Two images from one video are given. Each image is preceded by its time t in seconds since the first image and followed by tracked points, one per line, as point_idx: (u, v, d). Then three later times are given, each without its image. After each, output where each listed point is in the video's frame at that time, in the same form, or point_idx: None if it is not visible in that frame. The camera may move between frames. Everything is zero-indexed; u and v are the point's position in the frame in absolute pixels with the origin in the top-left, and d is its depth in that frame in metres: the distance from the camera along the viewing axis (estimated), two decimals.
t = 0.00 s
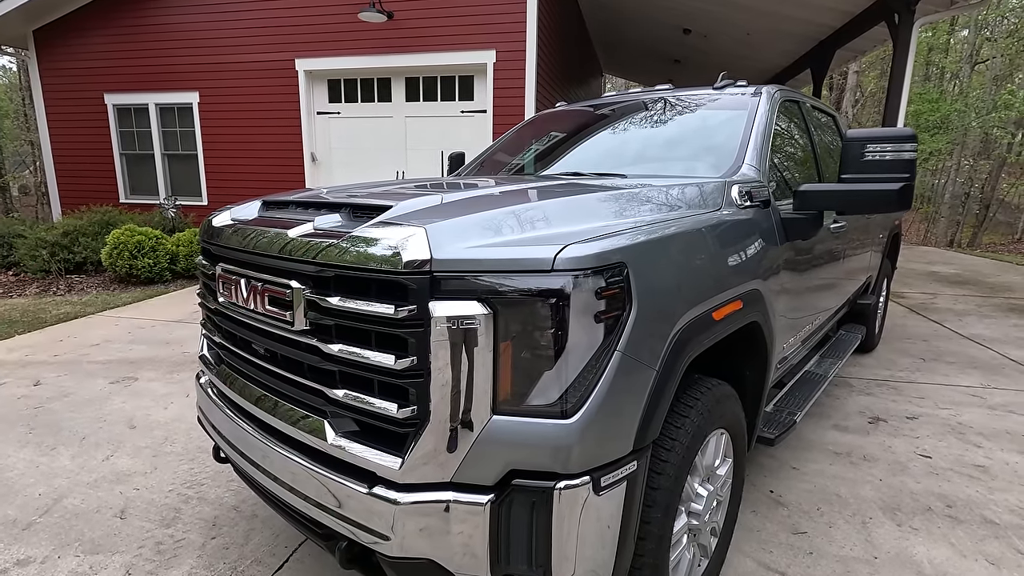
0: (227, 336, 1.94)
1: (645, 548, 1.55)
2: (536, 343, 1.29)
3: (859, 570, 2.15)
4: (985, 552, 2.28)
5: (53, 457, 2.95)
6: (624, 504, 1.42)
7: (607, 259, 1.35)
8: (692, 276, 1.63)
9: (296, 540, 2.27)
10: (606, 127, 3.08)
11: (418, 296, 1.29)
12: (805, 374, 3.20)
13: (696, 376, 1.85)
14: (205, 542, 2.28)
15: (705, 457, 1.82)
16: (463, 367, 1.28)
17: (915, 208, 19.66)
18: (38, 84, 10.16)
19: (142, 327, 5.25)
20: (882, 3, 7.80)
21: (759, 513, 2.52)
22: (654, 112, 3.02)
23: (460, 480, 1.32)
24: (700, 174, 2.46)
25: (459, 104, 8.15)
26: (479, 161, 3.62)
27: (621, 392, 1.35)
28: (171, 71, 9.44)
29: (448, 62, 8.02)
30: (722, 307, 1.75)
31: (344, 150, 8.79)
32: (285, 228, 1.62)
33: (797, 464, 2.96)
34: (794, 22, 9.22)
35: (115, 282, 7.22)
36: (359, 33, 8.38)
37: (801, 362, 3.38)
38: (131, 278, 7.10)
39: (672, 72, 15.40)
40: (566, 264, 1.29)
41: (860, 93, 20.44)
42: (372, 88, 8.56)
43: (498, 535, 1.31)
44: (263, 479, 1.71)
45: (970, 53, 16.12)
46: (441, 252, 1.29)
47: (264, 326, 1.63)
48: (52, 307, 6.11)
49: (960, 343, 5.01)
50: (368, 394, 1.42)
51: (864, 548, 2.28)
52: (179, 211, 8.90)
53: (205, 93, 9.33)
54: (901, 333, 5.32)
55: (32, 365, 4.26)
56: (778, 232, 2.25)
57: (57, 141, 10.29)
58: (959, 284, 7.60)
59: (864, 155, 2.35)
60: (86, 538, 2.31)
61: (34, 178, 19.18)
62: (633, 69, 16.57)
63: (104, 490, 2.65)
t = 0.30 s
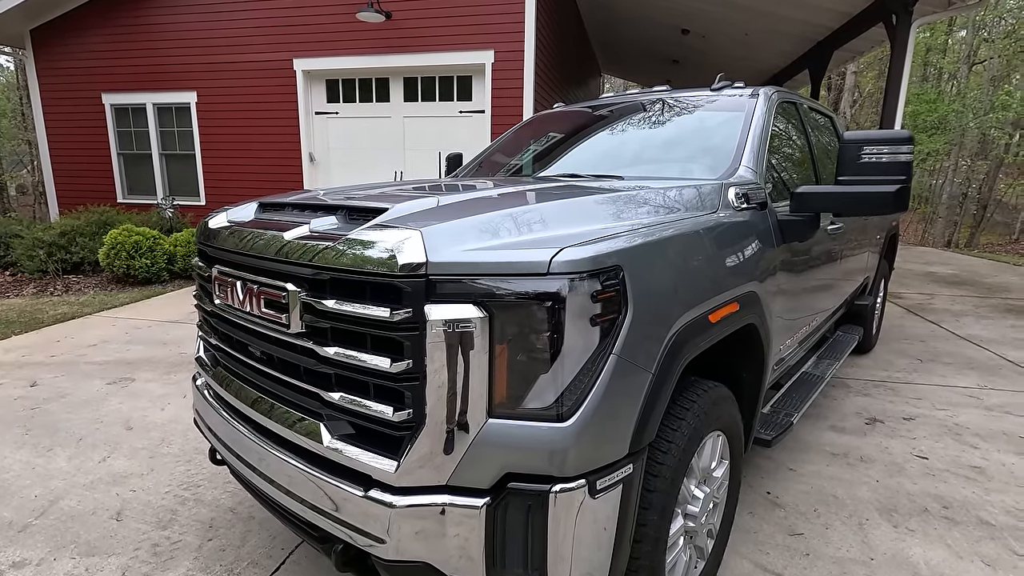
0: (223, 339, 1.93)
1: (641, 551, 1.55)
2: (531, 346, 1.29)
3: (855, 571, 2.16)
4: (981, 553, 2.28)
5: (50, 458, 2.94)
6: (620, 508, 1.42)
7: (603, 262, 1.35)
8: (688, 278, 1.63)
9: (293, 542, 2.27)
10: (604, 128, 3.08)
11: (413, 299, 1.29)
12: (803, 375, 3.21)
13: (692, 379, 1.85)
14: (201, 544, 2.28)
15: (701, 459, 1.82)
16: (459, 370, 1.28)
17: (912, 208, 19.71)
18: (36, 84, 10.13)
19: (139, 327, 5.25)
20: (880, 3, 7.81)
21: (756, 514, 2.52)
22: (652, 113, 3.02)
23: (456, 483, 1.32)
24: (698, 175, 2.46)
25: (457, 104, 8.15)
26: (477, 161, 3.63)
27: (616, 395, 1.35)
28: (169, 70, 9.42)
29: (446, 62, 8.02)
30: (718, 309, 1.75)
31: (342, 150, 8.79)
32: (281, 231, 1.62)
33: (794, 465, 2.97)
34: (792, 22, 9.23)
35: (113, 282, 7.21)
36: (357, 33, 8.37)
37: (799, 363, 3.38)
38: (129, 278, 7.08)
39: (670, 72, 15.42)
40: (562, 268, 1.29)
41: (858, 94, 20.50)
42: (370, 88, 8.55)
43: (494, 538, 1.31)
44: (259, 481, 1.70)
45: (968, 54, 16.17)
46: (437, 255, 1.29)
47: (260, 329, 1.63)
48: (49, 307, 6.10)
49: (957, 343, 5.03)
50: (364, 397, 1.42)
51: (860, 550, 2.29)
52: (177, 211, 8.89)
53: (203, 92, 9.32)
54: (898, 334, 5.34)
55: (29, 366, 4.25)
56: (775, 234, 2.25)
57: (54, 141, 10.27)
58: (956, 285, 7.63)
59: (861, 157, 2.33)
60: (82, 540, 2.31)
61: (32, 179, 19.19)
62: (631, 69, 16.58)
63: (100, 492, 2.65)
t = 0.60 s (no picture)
0: (220, 338, 1.93)
1: (640, 551, 1.54)
2: (529, 345, 1.28)
3: (854, 571, 2.16)
4: (980, 553, 2.28)
5: (47, 459, 2.94)
6: (618, 508, 1.41)
7: (601, 262, 1.35)
8: (687, 279, 1.62)
9: (290, 543, 2.27)
10: (603, 127, 3.07)
11: (411, 299, 1.28)
12: (802, 375, 3.21)
13: (691, 379, 1.84)
14: (199, 544, 2.27)
15: (700, 459, 1.82)
16: (456, 370, 1.27)
17: (911, 208, 19.73)
18: (34, 84, 10.11)
19: (137, 327, 5.23)
20: (880, 3, 7.81)
21: (754, 514, 2.52)
22: (651, 113, 3.01)
23: (454, 484, 1.31)
24: (697, 175, 2.45)
25: (456, 104, 8.14)
26: (475, 161, 3.62)
27: (614, 395, 1.34)
28: (168, 70, 9.40)
29: (445, 62, 8.00)
30: (717, 309, 1.74)
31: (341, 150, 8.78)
32: (278, 230, 1.61)
33: (793, 465, 2.96)
34: (791, 23, 9.24)
35: (111, 282, 7.19)
36: (356, 33, 8.35)
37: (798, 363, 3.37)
38: (127, 277, 7.07)
39: (669, 72, 15.43)
40: (560, 267, 1.29)
41: (857, 94, 20.53)
42: (369, 88, 8.54)
43: (491, 539, 1.31)
44: (256, 481, 1.70)
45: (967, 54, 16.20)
46: (434, 255, 1.28)
47: (256, 329, 1.62)
48: (46, 307, 6.08)
49: (956, 343, 5.03)
50: (361, 397, 1.41)
51: (859, 550, 2.28)
52: (175, 211, 8.87)
53: (202, 91, 9.30)
54: (898, 334, 5.33)
55: (27, 366, 4.24)
56: (774, 233, 2.25)
57: (52, 140, 10.25)
58: (955, 285, 7.64)
59: (860, 157, 2.31)
60: (79, 541, 2.30)
61: (30, 179, 19.19)
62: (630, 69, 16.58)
63: (97, 492, 2.64)
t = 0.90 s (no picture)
0: (218, 337, 1.92)
1: (637, 551, 1.54)
2: (526, 344, 1.28)
3: (853, 571, 2.15)
4: (979, 553, 2.28)
5: (45, 458, 2.93)
6: (615, 507, 1.41)
7: (599, 261, 1.34)
8: (685, 278, 1.62)
9: (287, 543, 2.26)
10: (603, 127, 3.07)
11: (407, 298, 1.27)
12: (801, 375, 3.20)
13: (689, 378, 1.84)
14: (196, 543, 2.27)
15: (698, 459, 1.81)
16: (453, 369, 1.27)
17: (911, 207, 19.73)
18: (34, 82, 10.11)
19: (136, 326, 5.23)
20: (880, 3, 7.80)
21: (753, 514, 2.52)
22: (651, 112, 3.01)
23: (450, 483, 1.31)
24: (696, 174, 2.45)
25: (455, 104, 8.13)
26: (474, 161, 3.61)
27: (612, 394, 1.34)
28: (167, 69, 9.39)
29: (445, 61, 8.00)
30: (715, 309, 1.74)
31: (341, 149, 8.77)
32: (276, 229, 1.60)
33: (791, 465, 2.96)
34: (791, 22, 9.23)
35: (110, 281, 7.18)
36: (357, 32, 8.35)
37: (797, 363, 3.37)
38: (126, 277, 7.06)
39: (669, 72, 15.43)
40: (558, 266, 1.28)
41: (857, 94, 20.54)
42: (369, 87, 8.53)
43: (488, 538, 1.30)
44: (253, 481, 1.69)
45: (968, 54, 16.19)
46: (431, 254, 1.28)
47: (253, 327, 1.62)
48: (46, 306, 6.07)
49: (956, 343, 5.03)
50: (358, 397, 1.41)
51: (858, 550, 2.28)
52: (174, 210, 8.86)
53: (201, 90, 9.29)
54: (897, 334, 5.33)
55: (25, 365, 4.24)
56: (773, 233, 2.24)
57: (51, 139, 10.24)
58: (955, 285, 7.64)
59: (859, 156, 2.30)
60: (76, 540, 2.30)
61: (30, 178, 19.20)
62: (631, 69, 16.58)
63: (94, 492, 2.63)
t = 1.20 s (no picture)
0: (215, 337, 1.92)
1: (633, 551, 1.53)
2: (522, 344, 1.27)
3: (850, 572, 2.15)
4: (976, 554, 2.27)
5: (42, 457, 2.93)
6: (611, 507, 1.41)
7: (595, 260, 1.34)
8: (682, 277, 1.62)
9: (284, 542, 2.26)
10: (602, 126, 3.06)
11: (403, 297, 1.27)
12: (799, 374, 3.20)
13: (686, 378, 1.84)
14: (193, 543, 2.27)
15: (695, 458, 1.81)
16: (449, 369, 1.26)
17: (911, 208, 19.73)
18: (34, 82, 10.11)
19: (135, 325, 5.23)
20: (879, 3, 7.80)
21: (751, 514, 2.51)
22: (650, 112, 3.00)
23: (446, 483, 1.31)
24: (695, 174, 2.45)
25: (455, 103, 8.13)
26: (473, 161, 3.60)
27: (608, 394, 1.34)
28: (167, 68, 9.39)
29: (445, 61, 8.00)
30: (713, 308, 1.74)
31: (340, 148, 8.76)
32: (272, 228, 1.60)
33: (790, 464, 2.96)
34: (791, 22, 9.23)
35: (109, 281, 7.17)
36: (356, 32, 8.35)
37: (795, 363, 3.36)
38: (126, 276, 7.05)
39: (669, 72, 15.43)
40: (553, 265, 1.28)
41: (857, 94, 20.54)
42: (368, 86, 8.52)
43: (483, 537, 1.30)
44: (250, 480, 1.69)
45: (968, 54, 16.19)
46: (426, 253, 1.27)
47: (250, 326, 1.62)
48: (44, 305, 6.07)
49: (955, 343, 5.03)
50: (354, 396, 1.40)
51: (856, 550, 2.28)
52: (173, 209, 8.86)
53: (201, 89, 9.29)
54: (897, 334, 5.33)
55: (24, 364, 4.24)
56: (770, 233, 2.24)
57: (51, 138, 10.24)
58: (955, 285, 7.64)
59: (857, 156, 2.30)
60: (73, 539, 2.29)
61: (30, 177, 19.18)
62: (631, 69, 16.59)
63: (92, 491, 2.63)
